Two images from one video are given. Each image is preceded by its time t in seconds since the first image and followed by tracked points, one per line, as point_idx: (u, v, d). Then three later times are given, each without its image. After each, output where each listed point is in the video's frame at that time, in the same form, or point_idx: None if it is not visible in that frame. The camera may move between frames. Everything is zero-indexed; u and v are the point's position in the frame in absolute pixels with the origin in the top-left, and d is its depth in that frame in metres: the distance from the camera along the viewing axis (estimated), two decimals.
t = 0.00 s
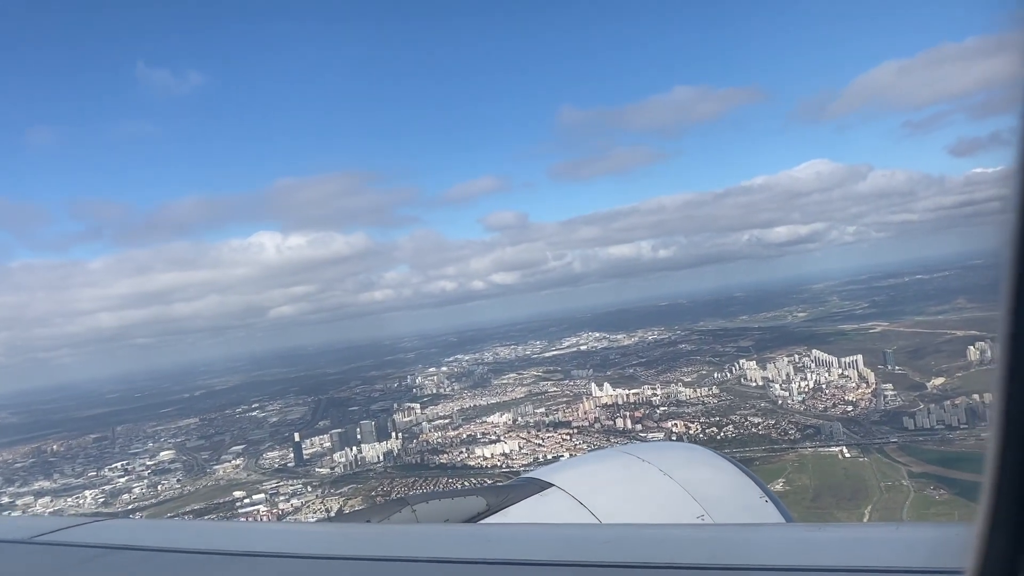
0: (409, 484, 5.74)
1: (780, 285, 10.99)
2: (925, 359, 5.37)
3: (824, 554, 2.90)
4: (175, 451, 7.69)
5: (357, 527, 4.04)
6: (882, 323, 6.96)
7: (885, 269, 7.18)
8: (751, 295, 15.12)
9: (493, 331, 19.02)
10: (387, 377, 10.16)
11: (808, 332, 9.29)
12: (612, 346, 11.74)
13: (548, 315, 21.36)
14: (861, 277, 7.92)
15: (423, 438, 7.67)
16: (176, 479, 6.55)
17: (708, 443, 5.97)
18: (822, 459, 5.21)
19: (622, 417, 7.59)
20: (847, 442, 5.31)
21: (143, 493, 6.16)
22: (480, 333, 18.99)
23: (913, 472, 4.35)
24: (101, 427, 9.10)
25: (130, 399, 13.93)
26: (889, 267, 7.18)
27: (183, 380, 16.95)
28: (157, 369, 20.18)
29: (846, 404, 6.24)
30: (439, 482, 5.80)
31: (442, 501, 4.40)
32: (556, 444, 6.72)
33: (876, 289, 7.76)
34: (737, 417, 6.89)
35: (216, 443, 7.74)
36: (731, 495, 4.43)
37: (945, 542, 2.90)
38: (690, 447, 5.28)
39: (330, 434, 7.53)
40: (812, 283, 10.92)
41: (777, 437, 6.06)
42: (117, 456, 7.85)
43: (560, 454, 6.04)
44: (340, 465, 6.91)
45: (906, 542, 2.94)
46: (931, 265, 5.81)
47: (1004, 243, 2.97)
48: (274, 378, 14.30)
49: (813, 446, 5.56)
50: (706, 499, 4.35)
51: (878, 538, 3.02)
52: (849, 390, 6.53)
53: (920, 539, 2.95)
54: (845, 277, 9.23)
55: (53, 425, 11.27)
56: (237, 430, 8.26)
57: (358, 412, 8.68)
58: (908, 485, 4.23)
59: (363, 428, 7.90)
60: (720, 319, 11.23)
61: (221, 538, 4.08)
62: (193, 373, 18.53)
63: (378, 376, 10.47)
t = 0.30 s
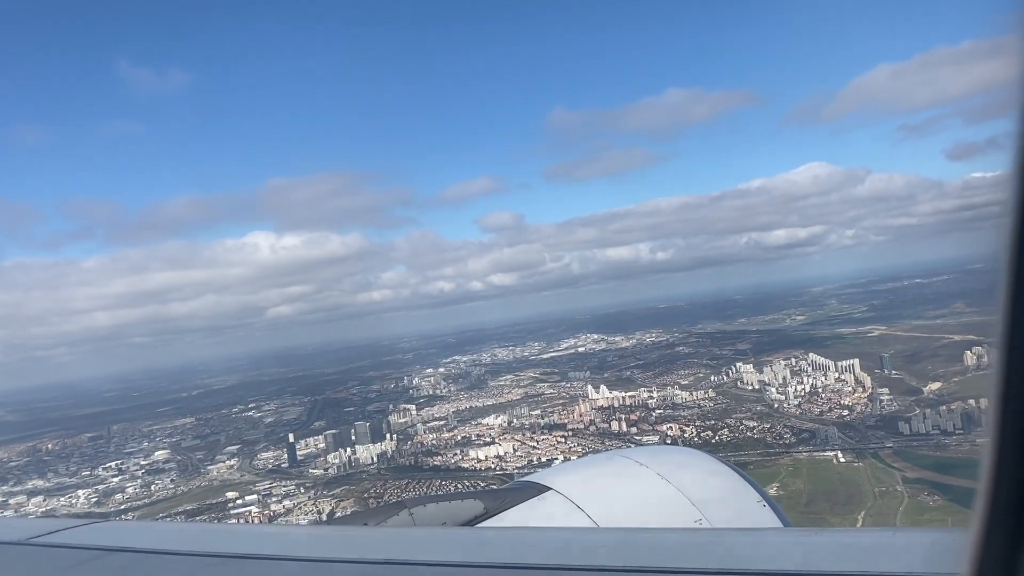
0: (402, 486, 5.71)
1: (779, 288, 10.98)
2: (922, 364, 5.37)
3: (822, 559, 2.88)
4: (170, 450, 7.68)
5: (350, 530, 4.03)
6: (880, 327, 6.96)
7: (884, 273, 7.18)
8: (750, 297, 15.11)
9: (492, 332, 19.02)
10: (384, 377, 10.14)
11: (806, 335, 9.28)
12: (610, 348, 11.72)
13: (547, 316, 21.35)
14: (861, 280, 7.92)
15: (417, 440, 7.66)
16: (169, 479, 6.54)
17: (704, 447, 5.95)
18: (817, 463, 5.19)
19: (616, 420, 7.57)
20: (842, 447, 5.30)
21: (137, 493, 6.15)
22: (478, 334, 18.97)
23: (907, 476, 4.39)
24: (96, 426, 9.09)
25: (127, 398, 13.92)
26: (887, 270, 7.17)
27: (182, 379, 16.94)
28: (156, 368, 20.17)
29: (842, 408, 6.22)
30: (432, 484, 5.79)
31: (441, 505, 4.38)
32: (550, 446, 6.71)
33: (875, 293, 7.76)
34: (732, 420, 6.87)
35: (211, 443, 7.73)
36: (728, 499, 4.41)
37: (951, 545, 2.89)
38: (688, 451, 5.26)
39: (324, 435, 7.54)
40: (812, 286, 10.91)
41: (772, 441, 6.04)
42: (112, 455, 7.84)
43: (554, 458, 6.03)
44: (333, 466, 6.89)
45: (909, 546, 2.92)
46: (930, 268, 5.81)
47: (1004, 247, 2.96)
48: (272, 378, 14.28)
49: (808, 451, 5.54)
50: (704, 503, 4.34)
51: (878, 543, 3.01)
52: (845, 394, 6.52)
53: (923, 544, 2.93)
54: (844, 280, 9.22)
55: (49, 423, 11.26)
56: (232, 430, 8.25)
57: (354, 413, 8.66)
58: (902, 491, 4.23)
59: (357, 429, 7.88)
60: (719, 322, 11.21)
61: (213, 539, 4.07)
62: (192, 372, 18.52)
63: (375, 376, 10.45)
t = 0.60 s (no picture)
0: (395, 488, 5.70)
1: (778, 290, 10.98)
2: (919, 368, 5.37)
3: (821, 560, 2.83)
4: (165, 449, 7.66)
5: (343, 530, 4.01)
6: (877, 330, 6.96)
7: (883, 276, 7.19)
8: (749, 299, 15.10)
9: (490, 332, 19.00)
10: (381, 377, 10.13)
11: (805, 338, 9.27)
12: (608, 349, 11.72)
13: (545, 316, 21.35)
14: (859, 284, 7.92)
15: (411, 441, 7.65)
16: (163, 478, 6.53)
17: (699, 448, 5.93)
18: (811, 467, 5.16)
19: (611, 422, 7.55)
20: (838, 450, 5.29)
21: (130, 492, 6.14)
22: (477, 334, 18.96)
23: (901, 483, 4.43)
24: (91, 423, 9.07)
25: (124, 396, 13.91)
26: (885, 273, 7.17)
27: (180, 377, 16.93)
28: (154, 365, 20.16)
29: (838, 412, 6.20)
30: (425, 485, 5.76)
31: (438, 506, 4.36)
32: (544, 448, 6.70)
33: (874, 297, 7.76)
34: (728, 423, 6.85)
35: (206, 442, 7.72)
36: (725, 501, 4.38)
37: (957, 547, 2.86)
38: (686, 453, 5.24)
39: (319, 435, 7.52)
40: (811, 289, 10.91)
41: (766, 444, 6.02)
42: (107, 453, 7.83)
43: (548, 460, 6.02)
44: (327, 466, 6.88)
45: (914, 545, 2.88)
46: (929, 273, 5.81)
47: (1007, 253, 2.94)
48: (269, 377, 14.27)
49: (802, 454, 5.53)
50: (701, 505, 4.31)
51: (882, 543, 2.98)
52: (841, 398, 6.52)
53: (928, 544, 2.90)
54: (843, 283, 9.22)
55: (46, 420, 11.25)
56: (228, 429, 8.23)
57: (350, 412, 8.64)
58: (895, 497, 4.24)
59: (352, 429, 7.87)
60: (717, 324, 11.21)
61: (204, 539, 4.06)
62: (190, 370, 18.52)
63: (372, 376, 10.44)
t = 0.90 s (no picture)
0: (388, 488, 5.69)
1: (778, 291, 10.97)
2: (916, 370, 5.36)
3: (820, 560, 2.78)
4: (160, 448, 7.65)
5: (337, 526, 3.99)
6: (876, 331, 6.95)
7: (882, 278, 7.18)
8: (749, 300, 15.08)
9: (490, 332, 18.98)
10: (378, 377, 10.12)
11: (803, 340, 9.26)
12: (606, 350, 11.71)
13: (545, 316, 21.32)
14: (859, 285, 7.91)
15: (406, 441, 7.64)
16: (158, 476, 6.52)
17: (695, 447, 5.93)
18: (806, 470, 5.15)
19: (607, 423, 7.54)
20: (832, 453, 5.28)
21: (124, 490, 6.13)
22: (477, 333, 18.94)
23: (896, 486, 4.41)
24: (87, 421, 9.07)
25: (122, 393, 13.90)
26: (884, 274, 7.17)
27: (178, 375, 16.92)
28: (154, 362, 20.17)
29: (835, 414, 6.19)
30: (420, 485, 5.75)
31: (435, 502, 4.33)
32: (540, 448, 6.69)
33: (872, 298, 7.75)
34: (723, 425, 6.83)
35: (202, 440, 7.71)
36: (723, 499, 4.37)
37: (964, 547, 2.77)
38: (684, 451, 5.23)
39: (315, 434, 7.50)
40: (810, 290, 10.90)
41: (762, 446, 6.00)
42: (102, 451, 7.82)
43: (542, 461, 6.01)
44: (322, 466, 6.86)
45: (928, 547, 2.78)
46: (929, 274, 5.81)
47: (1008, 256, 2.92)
48: (267, 375, 14.26)
49: (798, 457, 5.51)
50: (699, 503, 4.31)
51: (894, 543, 2.89)
52: (838, 400, 6.51)
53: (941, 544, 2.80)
54: (842, 285, 9.21)
55: (43, 417, 11.24)
56: (224, 428, 8.22)
57: (346, 412, 8.62)
58: (889, 500, 4.24)
59: (347, 429, 7.85)
60: (716, 324, 11.20)
61: (196, 534, 4.04)
62: (189, 367, 18.51)
63: (369, 375, 10.43)
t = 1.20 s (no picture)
0: (382, 488, 5.70)
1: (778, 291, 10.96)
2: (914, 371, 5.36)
3: (822, 560, 2.75)
4: (157, 446, 7.66)
5: (331, 524, 3.99)
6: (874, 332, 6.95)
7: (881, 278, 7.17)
8: (749, 300, 15.05)
9: (489, 331, 18.96)
10: (376, 375, 10.12)
11: (802, 340, 9.24)
12: (605, 349, 11.70)
13: (545, 315, 21.30)
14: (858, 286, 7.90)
15: (402, 440, 7.65)
16: (153, 475, 6.53)
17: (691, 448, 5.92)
18: (801, 471, 5.14)
19: (604, 423, 7.53)
20: (828, 455, 5.28)
21: (119, 488, 6.13)
22: (477, 332, 18.92)
23: (891, 488, 4.40)
24: (84, 418, 9.07)
25: (120, 391, 13.91)
26: (883, 275, 7.15)
27: (178, 372, 16.93)
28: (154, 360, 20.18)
29: (832, 415, 6.17)
30: (415, 485, 5.74)
31: (433, 499, 4.31)
32: (535, 449, 6.69)
33: (872, 299, 7.74)
34: (720, 426, 6.81)
35: (198, 439, 7.72)
36: (722, 499, 4.37)
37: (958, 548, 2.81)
38: (682, 451, 5.22)
39: (310, 433, 7.44)
40: (810, 290, 10.88)
41: (757, 447, 5.99)
42: (99, 449, 7.82)
43: (537, 461, 6.01)
44: (317, 465, 6.86)
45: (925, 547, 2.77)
46: (929, 275, 5.80)
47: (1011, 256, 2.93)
48: (266, 373, 14.26)
49: (794, 458, 5.49)
50: (698, 502, 4.30)
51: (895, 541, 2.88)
52: (835, 402, 6.50)
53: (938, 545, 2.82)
54: (842, 286, 9.20)
55: (42, 414, 11.25)
56: (221, 426, 8.22)
57: (343, 411, 8.62)
58: (885, 501, 4.24)
59: (342, 429, 7.81)
60: (715, 324, 11.18)
61: (190, 530, 4.04)
62: (189, 365, 18.52)
63: (367, 374, 10.43)
